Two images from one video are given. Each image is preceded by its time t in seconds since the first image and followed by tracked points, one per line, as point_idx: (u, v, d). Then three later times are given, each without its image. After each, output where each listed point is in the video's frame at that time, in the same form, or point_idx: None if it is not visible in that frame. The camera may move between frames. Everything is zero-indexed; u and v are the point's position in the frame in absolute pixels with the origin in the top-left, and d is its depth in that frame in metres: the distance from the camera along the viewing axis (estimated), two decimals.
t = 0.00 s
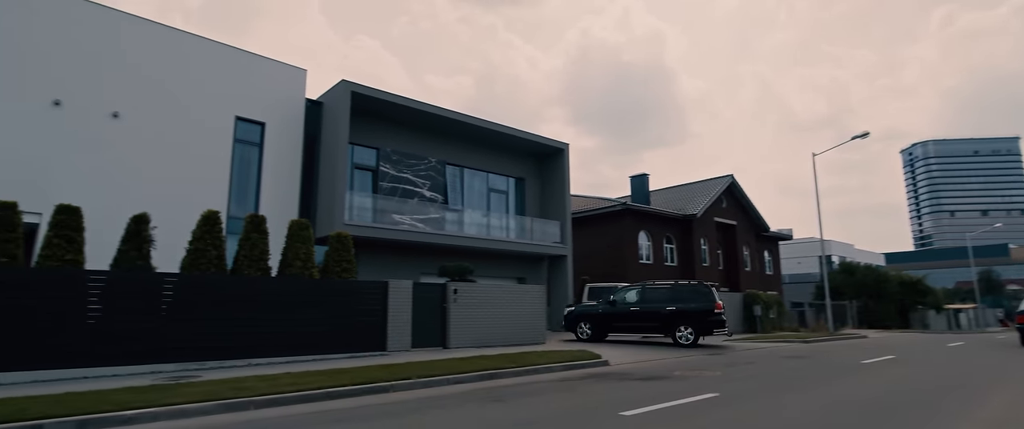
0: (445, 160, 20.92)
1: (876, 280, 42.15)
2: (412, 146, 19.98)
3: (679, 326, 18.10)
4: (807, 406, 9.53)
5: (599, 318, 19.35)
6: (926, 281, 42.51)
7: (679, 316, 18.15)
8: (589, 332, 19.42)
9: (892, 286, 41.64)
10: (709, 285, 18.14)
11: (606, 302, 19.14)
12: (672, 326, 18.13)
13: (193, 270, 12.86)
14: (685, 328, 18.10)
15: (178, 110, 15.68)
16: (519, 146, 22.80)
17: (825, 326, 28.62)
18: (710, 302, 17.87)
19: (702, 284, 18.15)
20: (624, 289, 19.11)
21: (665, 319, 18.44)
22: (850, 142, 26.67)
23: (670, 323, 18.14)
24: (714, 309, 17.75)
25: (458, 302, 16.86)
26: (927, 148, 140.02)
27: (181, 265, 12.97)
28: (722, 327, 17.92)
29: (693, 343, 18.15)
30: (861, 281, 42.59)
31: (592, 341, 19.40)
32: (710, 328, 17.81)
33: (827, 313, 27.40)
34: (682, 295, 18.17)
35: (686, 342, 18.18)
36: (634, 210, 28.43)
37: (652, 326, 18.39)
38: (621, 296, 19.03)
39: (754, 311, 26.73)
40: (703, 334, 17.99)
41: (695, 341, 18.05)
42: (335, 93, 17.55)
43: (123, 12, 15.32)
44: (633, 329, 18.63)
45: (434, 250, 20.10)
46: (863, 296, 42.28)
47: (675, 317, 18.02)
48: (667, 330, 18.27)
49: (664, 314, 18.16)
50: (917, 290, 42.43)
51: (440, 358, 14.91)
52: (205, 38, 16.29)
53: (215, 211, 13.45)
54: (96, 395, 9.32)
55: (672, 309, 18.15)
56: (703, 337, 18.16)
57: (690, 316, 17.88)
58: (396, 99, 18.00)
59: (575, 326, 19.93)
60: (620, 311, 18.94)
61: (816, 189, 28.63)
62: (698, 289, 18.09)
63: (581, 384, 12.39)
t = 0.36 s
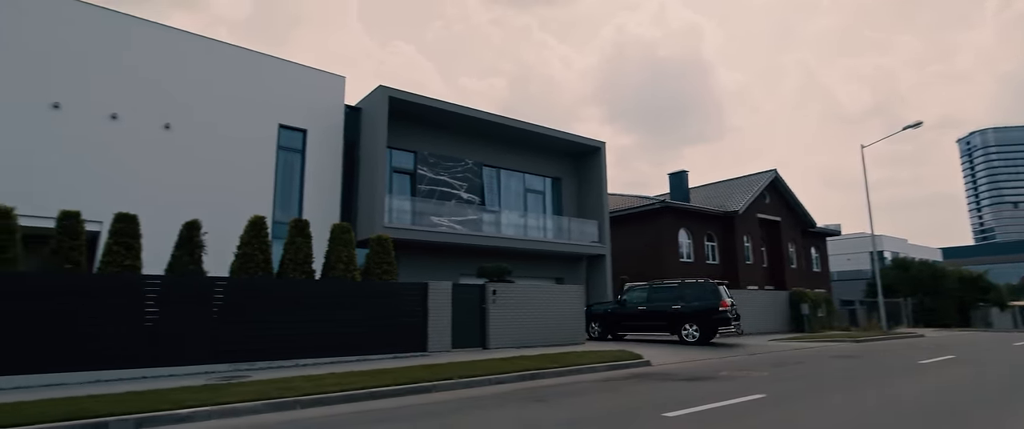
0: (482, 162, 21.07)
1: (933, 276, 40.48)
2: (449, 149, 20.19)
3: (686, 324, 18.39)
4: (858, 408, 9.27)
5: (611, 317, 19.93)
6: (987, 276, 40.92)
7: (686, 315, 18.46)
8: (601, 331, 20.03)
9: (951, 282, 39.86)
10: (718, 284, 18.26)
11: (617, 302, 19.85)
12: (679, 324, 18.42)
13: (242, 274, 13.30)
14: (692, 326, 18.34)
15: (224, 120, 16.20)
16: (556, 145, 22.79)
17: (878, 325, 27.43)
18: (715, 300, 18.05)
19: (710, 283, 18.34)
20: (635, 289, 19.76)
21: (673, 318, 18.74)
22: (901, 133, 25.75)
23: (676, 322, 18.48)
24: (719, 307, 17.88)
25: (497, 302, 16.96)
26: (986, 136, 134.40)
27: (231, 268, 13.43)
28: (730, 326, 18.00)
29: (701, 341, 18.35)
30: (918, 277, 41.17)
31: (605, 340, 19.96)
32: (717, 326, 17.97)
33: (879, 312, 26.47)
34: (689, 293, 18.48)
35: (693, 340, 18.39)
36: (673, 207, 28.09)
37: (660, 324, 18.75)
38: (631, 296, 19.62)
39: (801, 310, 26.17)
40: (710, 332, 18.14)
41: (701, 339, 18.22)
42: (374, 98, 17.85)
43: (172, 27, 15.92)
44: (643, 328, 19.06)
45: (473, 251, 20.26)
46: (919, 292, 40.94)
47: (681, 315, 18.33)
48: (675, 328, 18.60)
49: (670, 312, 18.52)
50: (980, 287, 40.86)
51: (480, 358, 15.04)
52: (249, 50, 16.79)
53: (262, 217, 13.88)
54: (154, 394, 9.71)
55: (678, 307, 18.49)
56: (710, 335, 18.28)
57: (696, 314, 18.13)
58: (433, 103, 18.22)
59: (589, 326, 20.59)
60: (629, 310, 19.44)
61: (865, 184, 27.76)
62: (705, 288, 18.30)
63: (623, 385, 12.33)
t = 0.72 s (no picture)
0: (510, 163, 21.12)
1: (981, 272, 38.93)
2: (476, 150, 20.30)
3: (687, 322, 18.74)
4: (900, 410, 9.02)
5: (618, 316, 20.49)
6: None
7: (688, 314, 18.82)
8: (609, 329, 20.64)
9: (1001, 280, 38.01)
10: (719, 281, 18.47)
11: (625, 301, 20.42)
12: (680, 322, 18.82)
13: (277, 276, 13.59)
14: (694, 325, 18.69)
15: (259, 126, 16.58)
16: (583, 145, 22.70)
17: (922, 325, 26.56)
18: (714, 298, 18.31)
19: (711, 281, 18.60)
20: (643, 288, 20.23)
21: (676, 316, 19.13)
22: (944, 124, 24.92)
23: (677, 319, 18.90)
24: (719, 304, 18.20)
25: (528, 303, 16.95)
26: None
27: (267, 271, 13.74)
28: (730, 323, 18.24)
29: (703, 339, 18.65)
30: (964, 275, 39.78)
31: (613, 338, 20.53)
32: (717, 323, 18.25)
33: (923, 311, 25.60)
34: (688, 290, 18.85)
35: (694, 339, 18.74)
36: (704, 205, 27.71)
37: (662, 322, 19.18)
38: (638, 295, 20.15)
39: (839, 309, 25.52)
40: (711, 331, 18.44)
41: (702, 337, 18.54)
42: (402, 102, 18.06)
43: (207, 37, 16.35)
44: (647, 326, 19.52)
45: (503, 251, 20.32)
46: (965, 290, 39.58)
47: (683, 314, 18.73)
48: (676, 326, 18.98)
49: (672, 311, 18.94)
50: None
51: (511, 358, 15.08)
52: (280, 57, 17.15)
53: (296, 221, 14.16)
54: (195, 394, 9.99)
55: (680, 306, 18.88)
56: (712, 334, 18.56)
57: (695, 313, 18.49)
58: (460, 105, 18.34)
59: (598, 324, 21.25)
60: (635, 309, 19.95)
61: (907, 179, 26.94)
62: (706, 285, 18.63)
63: (655, 385, 12.21)
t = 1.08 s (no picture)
0: (532, 163, 21.12)
1: None
2: (499, 151, 20.36)
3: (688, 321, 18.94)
4: (939, 411, 8.75)
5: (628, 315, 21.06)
6: None
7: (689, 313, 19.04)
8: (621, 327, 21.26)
9: None
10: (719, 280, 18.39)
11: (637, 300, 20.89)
12: (681, 320, 19.10)
13: (305, 278, 13.82)
14: (694, 323, 18.88)
15: (286, 131, 16.89)
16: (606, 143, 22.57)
17: (961, 324, 25.76)
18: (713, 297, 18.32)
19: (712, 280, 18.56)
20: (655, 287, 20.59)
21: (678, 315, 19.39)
22: (982, 116, 24.16)
23: (677, 318, 19.19)
24: (717, 303, 18.24)
25: (552, 303, 16.91)
26: None
27: (295, 273, 13.98)
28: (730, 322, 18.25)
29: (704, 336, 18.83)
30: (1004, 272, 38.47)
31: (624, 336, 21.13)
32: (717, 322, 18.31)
33: (962, 309, 24.83)
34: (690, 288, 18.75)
35: (696, 337, 18.91)
36: (731, 203, 27.31)
37: (664, 320, 19.55)
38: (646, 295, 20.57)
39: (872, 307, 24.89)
40: (712, 330, 18.49)
41: (703, 336, 18.65)
42: (426, 104, 18.21)
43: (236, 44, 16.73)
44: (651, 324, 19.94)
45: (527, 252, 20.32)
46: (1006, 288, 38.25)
47: (684, 313, 19.02)
48: (679, 324, 19.27)
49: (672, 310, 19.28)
50: None
51: (536, 359, 15.07)
52: (304, 62, 17.42)
53: (323, 223, 14.37)
54: (227, 394, 10.20)
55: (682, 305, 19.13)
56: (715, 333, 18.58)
57: (694, 312, 18.66)
58: (482, 106, 18.41)
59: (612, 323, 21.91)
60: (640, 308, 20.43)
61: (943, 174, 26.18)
62: (706, 284, 18.70)
63: (683, 386, 12.07)
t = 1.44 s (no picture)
0: (551, 163, 21.08)
1: None
2: (517, 151, 20.36)
3: (691, 320, 19.30)
4: (973, 413, 8.51)
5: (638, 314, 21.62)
6: None
7: (692, 312, 19.38)
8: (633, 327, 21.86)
9: None
10: (720, 280, 18.67)
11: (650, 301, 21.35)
12: (684, 319, 19.48)
13: (326, 279, 13.96)
14: (696, 322, 19.23)
15: (307, 134, 17.10)
16: (625, 142, 22.42)
17: (995, 323, 25.08)
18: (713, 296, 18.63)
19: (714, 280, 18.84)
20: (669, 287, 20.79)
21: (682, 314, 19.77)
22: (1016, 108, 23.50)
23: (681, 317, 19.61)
24: (716, 302, 18.50)
25: (572, 303, 16.85)
26: None
27: (317, 274, 14.14)
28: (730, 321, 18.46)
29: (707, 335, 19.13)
30: None
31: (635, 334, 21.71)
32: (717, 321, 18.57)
33: (996, 308, 24.16)
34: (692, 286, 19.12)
35: (699, 336, 19.24)
36: (754, 200, 26.94)
37: (668, 319, 20.01)
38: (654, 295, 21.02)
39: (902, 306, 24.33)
40: (712, 328, 18.76)
41: (704, 334, 18.95)
42: (444, 105, 18.29)
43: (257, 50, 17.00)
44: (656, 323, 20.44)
45: (547, 252, 20.28)
46: None
47: (686, 312, 19.42)
48: (683, 323, 19.66)
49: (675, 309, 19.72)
50: None
51: (556, 359, 15.01)
52: (323, 66, 17.62)
53: (343, 224, 14.50)
54: (252, 394, 10.35)
55: (685, 304, 19.52)
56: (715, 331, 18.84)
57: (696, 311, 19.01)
58: (501, 106, 18.43)
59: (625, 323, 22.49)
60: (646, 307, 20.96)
61: (975, 168, 25.49)
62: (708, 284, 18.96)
63: (706, 386, 11.92)
